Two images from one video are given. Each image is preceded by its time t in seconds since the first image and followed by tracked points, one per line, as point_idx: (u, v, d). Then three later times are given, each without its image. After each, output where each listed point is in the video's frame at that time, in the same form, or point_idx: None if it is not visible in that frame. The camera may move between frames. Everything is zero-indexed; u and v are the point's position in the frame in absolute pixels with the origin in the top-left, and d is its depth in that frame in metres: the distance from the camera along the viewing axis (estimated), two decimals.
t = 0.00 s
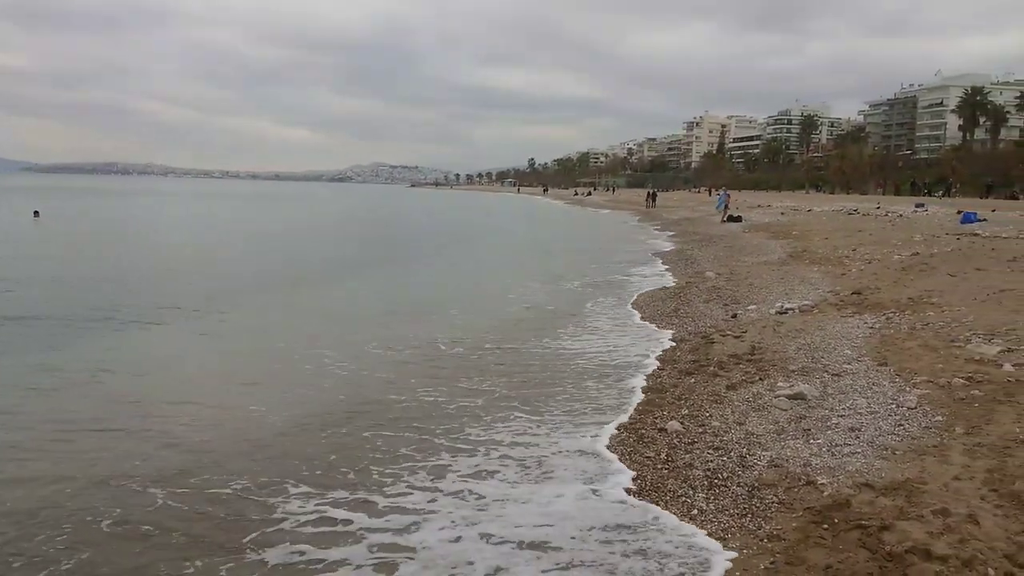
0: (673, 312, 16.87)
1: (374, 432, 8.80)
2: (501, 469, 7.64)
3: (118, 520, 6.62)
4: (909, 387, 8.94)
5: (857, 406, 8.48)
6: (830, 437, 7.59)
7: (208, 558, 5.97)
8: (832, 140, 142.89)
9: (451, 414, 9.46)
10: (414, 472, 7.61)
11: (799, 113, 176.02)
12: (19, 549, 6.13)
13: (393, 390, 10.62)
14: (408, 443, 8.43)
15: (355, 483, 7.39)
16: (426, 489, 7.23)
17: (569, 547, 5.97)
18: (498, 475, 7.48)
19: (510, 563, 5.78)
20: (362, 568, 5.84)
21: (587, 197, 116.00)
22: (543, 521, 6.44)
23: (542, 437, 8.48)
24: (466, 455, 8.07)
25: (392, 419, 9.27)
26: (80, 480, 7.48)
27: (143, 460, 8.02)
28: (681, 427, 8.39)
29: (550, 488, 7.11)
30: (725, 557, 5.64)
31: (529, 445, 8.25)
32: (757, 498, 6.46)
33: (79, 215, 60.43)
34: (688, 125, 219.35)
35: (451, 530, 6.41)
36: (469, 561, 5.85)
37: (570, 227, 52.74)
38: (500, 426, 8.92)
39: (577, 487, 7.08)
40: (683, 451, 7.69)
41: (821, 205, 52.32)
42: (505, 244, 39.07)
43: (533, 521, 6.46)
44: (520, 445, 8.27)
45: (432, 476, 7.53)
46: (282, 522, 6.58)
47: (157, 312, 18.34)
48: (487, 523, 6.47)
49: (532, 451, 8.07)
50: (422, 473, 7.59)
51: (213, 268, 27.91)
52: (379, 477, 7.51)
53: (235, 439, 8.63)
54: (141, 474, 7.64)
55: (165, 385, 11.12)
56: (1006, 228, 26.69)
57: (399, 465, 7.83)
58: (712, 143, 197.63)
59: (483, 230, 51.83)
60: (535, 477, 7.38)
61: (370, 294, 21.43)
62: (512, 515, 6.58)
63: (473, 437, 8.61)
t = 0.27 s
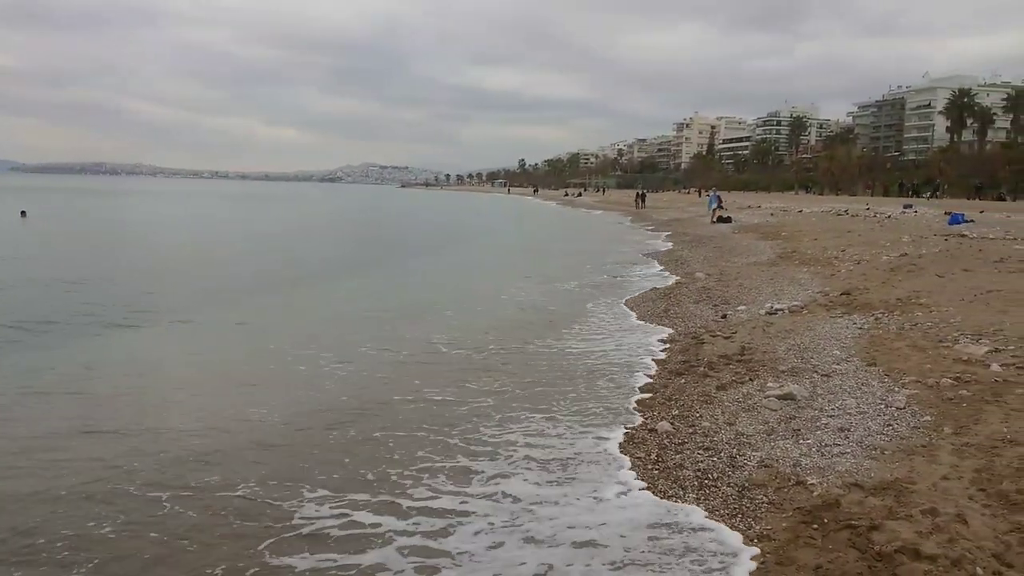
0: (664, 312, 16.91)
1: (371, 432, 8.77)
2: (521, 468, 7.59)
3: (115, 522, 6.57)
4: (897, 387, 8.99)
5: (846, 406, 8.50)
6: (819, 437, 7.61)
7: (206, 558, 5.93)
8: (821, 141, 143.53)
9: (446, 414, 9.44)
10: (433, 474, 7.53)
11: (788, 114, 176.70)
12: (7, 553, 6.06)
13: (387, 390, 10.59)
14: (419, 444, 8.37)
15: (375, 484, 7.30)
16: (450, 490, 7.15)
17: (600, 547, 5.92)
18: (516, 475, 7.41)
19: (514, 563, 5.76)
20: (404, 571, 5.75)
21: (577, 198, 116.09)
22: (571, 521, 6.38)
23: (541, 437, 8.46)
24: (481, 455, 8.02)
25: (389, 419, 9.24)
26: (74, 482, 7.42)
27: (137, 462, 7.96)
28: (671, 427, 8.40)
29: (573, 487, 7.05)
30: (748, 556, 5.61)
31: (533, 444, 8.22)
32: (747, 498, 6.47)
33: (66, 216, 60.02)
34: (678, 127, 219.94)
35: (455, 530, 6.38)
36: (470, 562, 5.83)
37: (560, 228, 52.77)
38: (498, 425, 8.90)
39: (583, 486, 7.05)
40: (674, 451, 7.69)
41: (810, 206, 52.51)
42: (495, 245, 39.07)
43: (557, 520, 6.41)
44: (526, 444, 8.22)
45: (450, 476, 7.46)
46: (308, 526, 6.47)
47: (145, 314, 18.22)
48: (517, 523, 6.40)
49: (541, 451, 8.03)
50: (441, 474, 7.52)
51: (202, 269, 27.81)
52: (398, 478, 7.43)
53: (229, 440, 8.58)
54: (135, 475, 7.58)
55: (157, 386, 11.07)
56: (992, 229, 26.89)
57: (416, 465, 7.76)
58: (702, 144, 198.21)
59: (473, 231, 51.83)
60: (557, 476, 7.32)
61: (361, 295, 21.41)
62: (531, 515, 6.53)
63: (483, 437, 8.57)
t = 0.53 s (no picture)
0: (651, 313, 16.96)
1: (363, 433, 8.75)
2: (529, 468, 7.55)
3: (105, 526, 6.52)
4: (882, 387, 9.04)
5: (832, 406, 8.54)
6: (806, 437, 7.64)
7: (200, 562, 5.88)
8: (806, 143, 144.34)
9: (437, 414, 9.43)
10: (441, 474, 7.47)
11: (774, 116, 177.65)
12: None
13: (377, 391, 10.57)
14: (420, 445, 8.33)
15: (385, 486, 7.24)
16: (460, 491, 7.09)
17: (606, 547, 5.91)
18: (521, 475, 7.38)
19: (510, 565, 5.74)
20: (429, 572, 5.69)
21: (563, 199, 116.19)
22: (585, 521, 6.35)
23: (533, 436, 8.46)
24: (483, 455, 7.98)
25: (380, 420, 9.22)
26: (63, 486, 7.36)
27: (126, 465, 7.90)
28: (658, 428, 8.40)
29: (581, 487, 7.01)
30: (749, 556, 5.59)
31: (531, 445, 8.20)
32: (734, 498, 6.49)
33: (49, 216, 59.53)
34: (664, 128, 220.66)
35: (451, 530, 6.36)
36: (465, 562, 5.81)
37: (547, 229, 52.82)
38: (489, 426, 8.90)
39: (580, 485, 7.05)
40: (661, 452, 7.70)
41: (795, 207, 52.81)
42: (482, 246, 39.09)
43: (568, 520, 6.38)
44: (525, 444, 8.20)
45: (455, 477, 7.41)
46: (325, 528, 6.40)
47: (131, 316, 18.10)
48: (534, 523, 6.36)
49: (543, 451, 8.01)
50: (448, 475, 7.47)
51: (187, 270, 27.68)
52: (405, 479, 7.38)
53: (219, 443, 8.53)
54: (125, 479, 7.53)
55: (144, 389, 10.99)
56: (976, 230, 27.12)
57: (421, 466, 7.71)
58: (688, 146, 198.93)
59: (461, 232, 51.82)
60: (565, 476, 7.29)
61: (349, 296, 21.37)
62: (536, 516, 6.51)
63: (483, 437, 8.53)
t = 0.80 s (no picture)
0: (633, 314, 17.03)
1: (351, 435, 8.73)
2: (522, 470, 7.55)
3: (87, 532, 6.48)
4: (862, 387, 9.12)
5: (812, 407, 8.60)
6: (786, 437, 7.69)
7: (188, 568, 5.85)
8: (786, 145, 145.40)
9: (424, 416, 9.42)
10: (435, 477, 7.46)
11: (754, 118, 178.83)
12: None
13: (360, 392, 10.55)
14: (410, 447, 8.31)
15: (379, 488, 7.23)
16: (455, 493, 7.08)
17: (594, 546, 5.93)
18: (511, 478, 7.38)
19: (500, 566, 5.75)
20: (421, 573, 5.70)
21: (545, 201, 116.37)
22: (579, 520, 6.37)
23: (518, 438, 8.47)
24: (474, 457, 7.98)
25: (368, 422, 9.21)
26: (43, 492, 7.31)
27: (107, 469, 7.85)
28: (640, 429, 8.42)
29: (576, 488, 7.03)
30: (733, 555, 5.62)
31: (517, 447, 8.20)
32: (716, 499, 6.52)
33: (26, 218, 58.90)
34: (646, 130, 221.55)
35: (441, 531, 6.37)
36: (449, 564, 5.81)
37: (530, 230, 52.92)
38: (476, 427, 8.91)
39: (567, 486, 7.08)
40: (643, 453, 7.72)
41: (776, 208, 53.20)
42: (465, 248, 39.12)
43: (561, 520, 6.39)
44: (511, 447, 8.21)
45: (446, 479, 7.41)
46: (322, 531, 6.39)
47: (112, 319, 17.95)
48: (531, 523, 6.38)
49: (530, 452, 8.02)
50: (439, 477, 7.46)
51: (168, 273, 27.51)
52: (393, 481, 7.37)
53: (204, 446, 8.49)
54: (105, 484, 7.48)
55: (126, 393, 10.93)
56: (953, 231, 27.43)
57: (414, 468, 7.70)
58: (670, 148, 199.81)
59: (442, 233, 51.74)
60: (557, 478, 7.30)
61: (331, 298, 21.32)
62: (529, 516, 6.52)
63: (473, 439, 8.52)
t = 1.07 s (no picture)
0: (608, 317, 17.06)
1: (324, 441, 8.66)
2: (496, 475, 7.51)
3: (54, 542, 6.37)
4: (835, 389, 9.21)
5: (786, 408, 8.67)
6: (761, 439, 7.73)
7: None
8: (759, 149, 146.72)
9: (397, 421, 9.36)
10: (409, 483, 7.41)
11: (728, 122, 180.30)
12: None
13: (333, 398, 10.48)
14: (384, 453, 8.25)
15: (354, 494, 7.17)
16: (431, 499, 7.04)
17: (572, 549, 5.93)
18: (487, 482, 7.35)
19: (479, 569, 5.74)
20: None
21: (521, 205, 116.49)
22: (555, 524, 6.36)
23: (494, 443, 8.45)
24: (447, 463, 7.91)
25: (341, 428, 9.13)
26: (13, 501, 7.19)
27: (76, 478, 7.74)
28: (616, 432, 8.43)
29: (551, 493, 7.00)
30: (708, 556, 5.64)
31: (494, 451, 8.19)
32: (691, 501, 6.53)
33: None
34: (621, 134, 222.62)
35: (419, 535, 6.34)
36: (425, 569, 5.78)
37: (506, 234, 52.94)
38: (447, 433, 8.84)
39: (544, 489, 7.07)
40: (618, 456, 7.72)
41: (749, 212, 53.67)
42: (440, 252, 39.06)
43: (540, 523, 6.39)
44: (488, 451, 8.19)
45: (420, 485, 7.36)
46: (300, 538, 6.33)
47: (83, 325, 17.71)
48: (509, 526, 6.37)
49: (502, 457, 7.99)
50: (414, 483, 7.41)
51: (139, 278, 27.19)
52: (371, 486, 7.33)
53: (178, 453, 8.39)
54: (73, 493, 7.35)
55: (95, 400, 10.77)
56: (923, 234, 27.78)
57: (388, 474, 7.65)
58: (645, 152, 200.89)
59: (418, 237, 51.63)
60: (531, 483, 7.27)
61: (305, 303, 21.17)
62: (506, 520, 6.50)
63: (443, 445, 8.44)
